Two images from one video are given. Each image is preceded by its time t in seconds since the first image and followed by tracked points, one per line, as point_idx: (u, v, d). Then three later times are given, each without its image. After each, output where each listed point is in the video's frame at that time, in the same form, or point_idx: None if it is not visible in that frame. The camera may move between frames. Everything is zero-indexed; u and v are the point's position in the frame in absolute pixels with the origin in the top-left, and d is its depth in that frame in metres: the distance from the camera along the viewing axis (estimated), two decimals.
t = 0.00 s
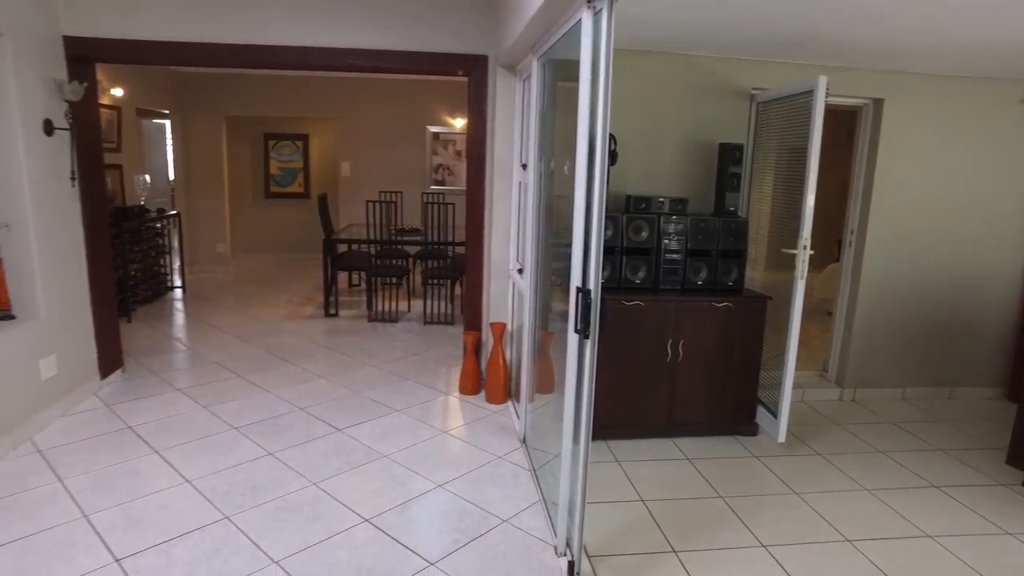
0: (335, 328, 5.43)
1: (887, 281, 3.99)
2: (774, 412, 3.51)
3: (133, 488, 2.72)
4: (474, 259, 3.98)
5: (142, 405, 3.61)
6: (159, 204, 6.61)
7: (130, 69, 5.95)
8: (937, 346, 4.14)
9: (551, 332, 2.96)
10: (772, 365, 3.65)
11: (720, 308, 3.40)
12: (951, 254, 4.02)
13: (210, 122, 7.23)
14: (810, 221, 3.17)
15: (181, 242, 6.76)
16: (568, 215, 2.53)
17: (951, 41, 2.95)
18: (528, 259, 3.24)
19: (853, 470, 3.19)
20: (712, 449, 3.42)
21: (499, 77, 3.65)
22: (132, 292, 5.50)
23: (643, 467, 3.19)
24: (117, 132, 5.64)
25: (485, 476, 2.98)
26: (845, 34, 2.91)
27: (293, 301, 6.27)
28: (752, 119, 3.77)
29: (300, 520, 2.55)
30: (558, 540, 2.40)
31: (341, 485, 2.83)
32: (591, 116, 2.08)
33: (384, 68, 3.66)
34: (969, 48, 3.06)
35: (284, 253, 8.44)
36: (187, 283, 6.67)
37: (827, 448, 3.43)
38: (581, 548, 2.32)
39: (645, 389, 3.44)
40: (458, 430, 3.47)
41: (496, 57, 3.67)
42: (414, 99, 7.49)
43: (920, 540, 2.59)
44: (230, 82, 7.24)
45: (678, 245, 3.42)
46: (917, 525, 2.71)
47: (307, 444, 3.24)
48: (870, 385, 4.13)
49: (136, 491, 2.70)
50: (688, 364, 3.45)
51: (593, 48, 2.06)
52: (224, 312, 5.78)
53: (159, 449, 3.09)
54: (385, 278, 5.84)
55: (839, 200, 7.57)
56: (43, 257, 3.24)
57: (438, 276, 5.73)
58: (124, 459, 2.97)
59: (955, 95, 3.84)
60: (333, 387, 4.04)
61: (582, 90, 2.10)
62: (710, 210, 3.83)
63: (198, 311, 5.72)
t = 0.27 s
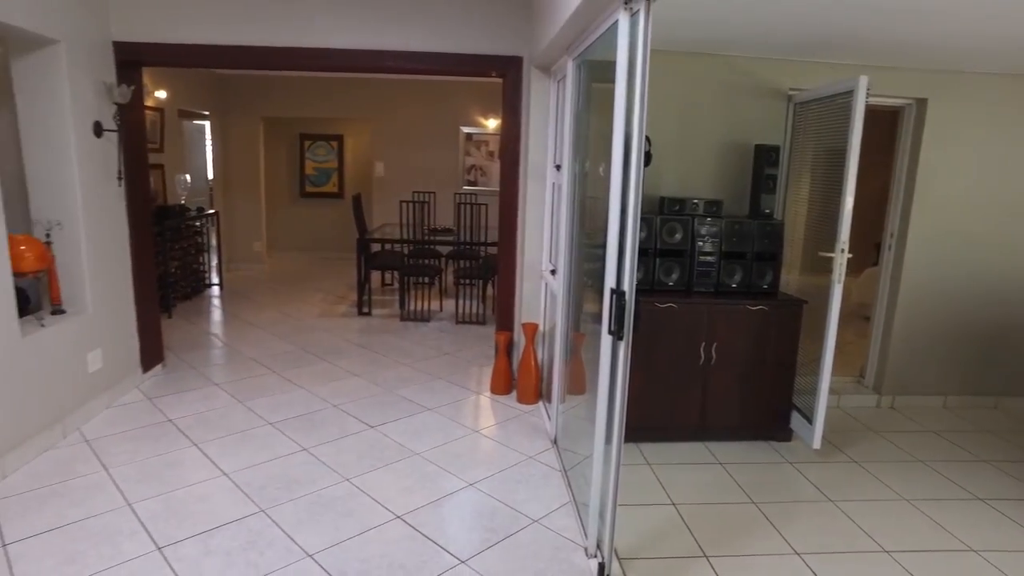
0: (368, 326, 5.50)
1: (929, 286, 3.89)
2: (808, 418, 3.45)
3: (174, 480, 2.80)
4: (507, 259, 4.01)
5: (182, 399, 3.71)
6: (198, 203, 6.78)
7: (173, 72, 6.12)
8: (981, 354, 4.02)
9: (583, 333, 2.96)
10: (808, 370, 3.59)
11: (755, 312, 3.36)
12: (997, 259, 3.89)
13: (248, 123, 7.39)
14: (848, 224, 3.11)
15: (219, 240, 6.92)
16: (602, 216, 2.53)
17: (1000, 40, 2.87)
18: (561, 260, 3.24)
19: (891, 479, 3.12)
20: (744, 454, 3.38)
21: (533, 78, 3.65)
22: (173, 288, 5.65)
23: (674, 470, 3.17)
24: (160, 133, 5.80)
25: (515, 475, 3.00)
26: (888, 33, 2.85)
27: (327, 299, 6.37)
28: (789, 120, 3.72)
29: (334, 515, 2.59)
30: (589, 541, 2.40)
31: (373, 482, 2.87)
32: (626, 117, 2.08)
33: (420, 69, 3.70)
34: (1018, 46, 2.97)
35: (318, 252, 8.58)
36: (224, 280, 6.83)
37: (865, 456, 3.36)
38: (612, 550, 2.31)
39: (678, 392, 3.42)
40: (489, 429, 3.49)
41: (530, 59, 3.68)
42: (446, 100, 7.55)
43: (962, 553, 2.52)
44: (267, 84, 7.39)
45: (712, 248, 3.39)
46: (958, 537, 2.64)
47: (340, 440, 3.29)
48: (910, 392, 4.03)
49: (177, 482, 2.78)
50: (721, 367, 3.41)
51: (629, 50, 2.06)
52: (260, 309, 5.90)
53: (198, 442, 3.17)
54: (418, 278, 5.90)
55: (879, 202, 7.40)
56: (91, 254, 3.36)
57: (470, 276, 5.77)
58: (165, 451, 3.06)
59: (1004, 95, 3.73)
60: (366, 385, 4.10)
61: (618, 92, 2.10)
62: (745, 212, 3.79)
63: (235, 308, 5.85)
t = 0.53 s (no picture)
0: (395, 326, 5.55)
1: (967, 291, 3.80)
2: (840, 424, 3.39)
3: (206, 474, 2.86)
4: (535, 261, 4.01)
5: (214, 394, 3.79)
6: (230, 203, 6.91)
7: (207, 74, 6.24)
8: (1021, 362, 3.91)
9: (610, 335, 2.95)
10: (839, 375, 3.52)
11: (785, 315, 3.31)
12: None
13: (279, 125, 7.51)
14: (883, 227, 3.05)
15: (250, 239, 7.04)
16: (632, 219, 2.52)
17: None
18: (589, 262, 3.24)
19: (925, 488, 3.05)
20: (773, 460, 3.33)
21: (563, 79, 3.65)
22: (205, 287, 5.77)
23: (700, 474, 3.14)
24: (195, 134, 5.92)
25: (542, 476, 3.00)
26: (927, 32, 2.78)
27: (354, 298, 6.44)
28: (822, 121, 3.65)
29: (361, 512, 2.62)
30: (614, 544, 2.39)
31: (400, 480, 2.90)
32: (658, 120, 2.07)
33: (450, 71, 3.72)
34: None
35: (347, 251, 8.69)
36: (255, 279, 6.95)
37: (898, 464, 3.29)
38: (638, 553, 2.30)
39: (705, 396, 3.39)
40: (515, 430, 3.50)
41: (560, 60, 3.68)
42: (474, 101, 7.58)
43: (999, 568, 2.46)
44: (298, 85, 7.50)
45: (742, 250, 3.35)
46: (995, 550, 2.57)
47: (367, 438, 3.32)
48: (946, 400, 3.93)
49: (209, 476, 2.84)
50: (750, 372, 3.37)
51: (660, 50, 2.04)
52: (289, 307, 5.99)
53: (229, 438, 3.24)
54: (445, 278, 5.93)
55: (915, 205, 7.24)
56: (129, 252, 3.45)
57: (498, 276, 5.79)
58: (197, 446, 3.12)
59: None
60: (393, 384, 4.14)
61: (649, 94, 2.09)
62: (776, 214, 3.74)
63: (265, 306, 5.95)
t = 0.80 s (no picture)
0: (422, 325, 5.59)
1: (1008, 297, 3.69)
2: (873, 431, 3.32)
3: (237, 470, 2.91)
4: (563, 262, 4.00)
5: (244, 392, 3.85)
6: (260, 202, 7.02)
7: (239, 76, 6.35)
8: None
9: (638, 338, 2.93)
10: (873, 381, 3.45)
11: (817, 319, 3.25)
12: None
13: (309, 125, 7.61)
14: (919, 230, 2.97)
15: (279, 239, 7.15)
16: (661, 221, 2.50)
17: None
18: (618, 264, 3.22)
19: (962, 499, 2.97)
20: (804, 466, 3.27)
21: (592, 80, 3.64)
22: (235, 285, 5.87)
23: (728, 480, 3.10)
24: (227, 135, 6.03)
25: (568, 478, 2.99)
26: (970, 30, 2.71)
27: (382, 298, 6.50)
28: (856, 121, 3.58)
29: (388, 511, 2.64)
30: (641, 548, 2.37)
31: (426, 480, 2.92)
32: (689, 121, 2.05)
33: (479, 72, 3.73)
34: None
35: (374, 251, 8.77)
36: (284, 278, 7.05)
37: (933, 474, 3.21)
38: (666, 558, 2.28)
39: (734, 400, 3.34)
40: (542, 432, 3.49)
41: (589, 61, 3.67)
42: (502, 102, 7.59)
43: None
44: (328, 87, 7.59)
45: (772, 253, 3.29)
46: None
47: (394, 438, 3.35)
48: (984, 409, 3.83)
49: (240, 472, 2.89)
50: (780, 376, 3.32)
51: (692, 49, 2.02)
52: (317, 306, 6.06)
53: (259, 434, 3.29)
54: (472, 278, 5.96)
55: (953, 208, 7.07)
56: (164, 250, 3.53)
57: (525, 277, 5.79)
58: (228, 442, 3.18)
59: None
60: (420, 384, 4.16)
61: (681, 94, 2.07)
62: (808, 216, 3.67)
63: (293, 305, 6.04)
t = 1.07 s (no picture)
0: (448, 326, 5.61)
1: None
2: (908, 440, 3.22)
3: (265, 467, 2.95)
4: (590, 264, 3.97)
5: (273, 390, 3.91)
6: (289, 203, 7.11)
7: (270, 78, 6.45)
8: None
9: (665, 341, 2.90)
10: (908, 389, 3.36)
11: (850, 325, 3.18)
12: None
13: (338, 127, 7.70)
14: (958, 234, 2.89)
15: (308, 239, 7.24)
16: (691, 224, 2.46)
17: None
18: (646, 267, 3.19)
19: (1002, 513, 2.88)
20: (835, 474, 3.20)
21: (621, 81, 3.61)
22: (264, 284, 5.96)
23: (757, 487, 3.05)
24: (258, 136, 6.13)
25: (594, 482, 2.97)
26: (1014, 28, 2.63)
27: (408, 298, 6.54)
28: (892, 122, 3.49)
29: (414, 512, 2.65)
30: (668, 555, 2.34)
31: (452, 481, 2.92)
32: (721, 123, 2.02)
33: (508, 73, 3.73)
34: None
35: (401, 251, 8.83)
36: (312, 277, 7.14)
37: (971, 485, 3.11)
38: (694, 565, 2.25)
39: (764, 406, 3.29)
40: (567, 435, 3.48)
41: (619, 62, 3.64)
42: (529, 104, 7.59)
43: None
44: (357, 88, 7.67)
45: (804, 257, 3.22)
46: None
47: (419, 438, 3.36)
48: None
49: (269, 470, 2.93)
50: (811, 383, 3.25)
51: (725, 50, 1.99)
52: (344, 306, 6.12)
53: (286, 433, 3.32)
54: (498, 280, 5.96)
55: (994, 213, 6.88)
56: (196, 250, 3.59)
57: (552, 279, 5.78)
58: (257, 440, 3.22)
59: None
60: (445, 385, 4.17)
61: (712, 96, 2.03)
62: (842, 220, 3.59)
63: (321, 305, 6.11)
